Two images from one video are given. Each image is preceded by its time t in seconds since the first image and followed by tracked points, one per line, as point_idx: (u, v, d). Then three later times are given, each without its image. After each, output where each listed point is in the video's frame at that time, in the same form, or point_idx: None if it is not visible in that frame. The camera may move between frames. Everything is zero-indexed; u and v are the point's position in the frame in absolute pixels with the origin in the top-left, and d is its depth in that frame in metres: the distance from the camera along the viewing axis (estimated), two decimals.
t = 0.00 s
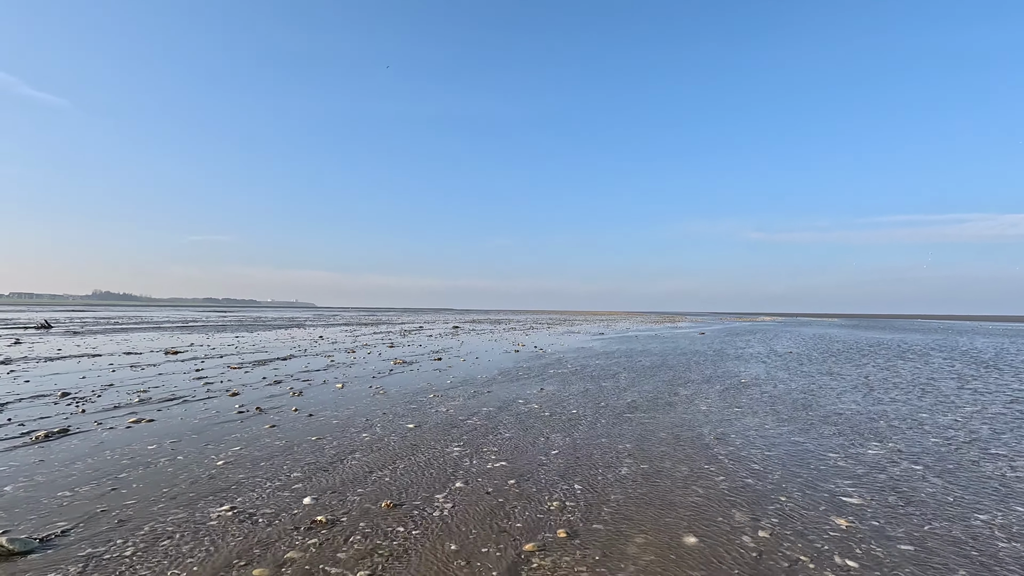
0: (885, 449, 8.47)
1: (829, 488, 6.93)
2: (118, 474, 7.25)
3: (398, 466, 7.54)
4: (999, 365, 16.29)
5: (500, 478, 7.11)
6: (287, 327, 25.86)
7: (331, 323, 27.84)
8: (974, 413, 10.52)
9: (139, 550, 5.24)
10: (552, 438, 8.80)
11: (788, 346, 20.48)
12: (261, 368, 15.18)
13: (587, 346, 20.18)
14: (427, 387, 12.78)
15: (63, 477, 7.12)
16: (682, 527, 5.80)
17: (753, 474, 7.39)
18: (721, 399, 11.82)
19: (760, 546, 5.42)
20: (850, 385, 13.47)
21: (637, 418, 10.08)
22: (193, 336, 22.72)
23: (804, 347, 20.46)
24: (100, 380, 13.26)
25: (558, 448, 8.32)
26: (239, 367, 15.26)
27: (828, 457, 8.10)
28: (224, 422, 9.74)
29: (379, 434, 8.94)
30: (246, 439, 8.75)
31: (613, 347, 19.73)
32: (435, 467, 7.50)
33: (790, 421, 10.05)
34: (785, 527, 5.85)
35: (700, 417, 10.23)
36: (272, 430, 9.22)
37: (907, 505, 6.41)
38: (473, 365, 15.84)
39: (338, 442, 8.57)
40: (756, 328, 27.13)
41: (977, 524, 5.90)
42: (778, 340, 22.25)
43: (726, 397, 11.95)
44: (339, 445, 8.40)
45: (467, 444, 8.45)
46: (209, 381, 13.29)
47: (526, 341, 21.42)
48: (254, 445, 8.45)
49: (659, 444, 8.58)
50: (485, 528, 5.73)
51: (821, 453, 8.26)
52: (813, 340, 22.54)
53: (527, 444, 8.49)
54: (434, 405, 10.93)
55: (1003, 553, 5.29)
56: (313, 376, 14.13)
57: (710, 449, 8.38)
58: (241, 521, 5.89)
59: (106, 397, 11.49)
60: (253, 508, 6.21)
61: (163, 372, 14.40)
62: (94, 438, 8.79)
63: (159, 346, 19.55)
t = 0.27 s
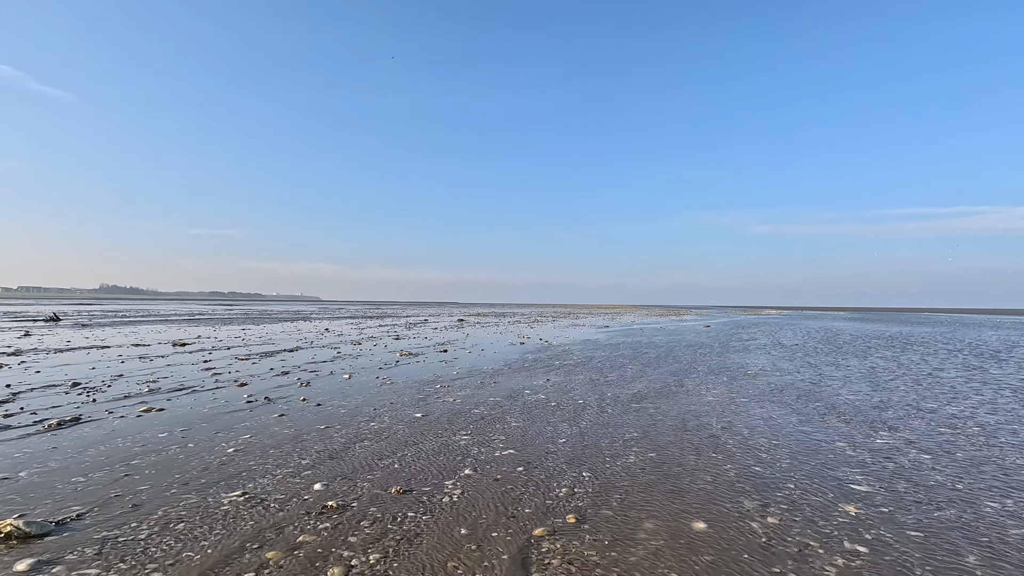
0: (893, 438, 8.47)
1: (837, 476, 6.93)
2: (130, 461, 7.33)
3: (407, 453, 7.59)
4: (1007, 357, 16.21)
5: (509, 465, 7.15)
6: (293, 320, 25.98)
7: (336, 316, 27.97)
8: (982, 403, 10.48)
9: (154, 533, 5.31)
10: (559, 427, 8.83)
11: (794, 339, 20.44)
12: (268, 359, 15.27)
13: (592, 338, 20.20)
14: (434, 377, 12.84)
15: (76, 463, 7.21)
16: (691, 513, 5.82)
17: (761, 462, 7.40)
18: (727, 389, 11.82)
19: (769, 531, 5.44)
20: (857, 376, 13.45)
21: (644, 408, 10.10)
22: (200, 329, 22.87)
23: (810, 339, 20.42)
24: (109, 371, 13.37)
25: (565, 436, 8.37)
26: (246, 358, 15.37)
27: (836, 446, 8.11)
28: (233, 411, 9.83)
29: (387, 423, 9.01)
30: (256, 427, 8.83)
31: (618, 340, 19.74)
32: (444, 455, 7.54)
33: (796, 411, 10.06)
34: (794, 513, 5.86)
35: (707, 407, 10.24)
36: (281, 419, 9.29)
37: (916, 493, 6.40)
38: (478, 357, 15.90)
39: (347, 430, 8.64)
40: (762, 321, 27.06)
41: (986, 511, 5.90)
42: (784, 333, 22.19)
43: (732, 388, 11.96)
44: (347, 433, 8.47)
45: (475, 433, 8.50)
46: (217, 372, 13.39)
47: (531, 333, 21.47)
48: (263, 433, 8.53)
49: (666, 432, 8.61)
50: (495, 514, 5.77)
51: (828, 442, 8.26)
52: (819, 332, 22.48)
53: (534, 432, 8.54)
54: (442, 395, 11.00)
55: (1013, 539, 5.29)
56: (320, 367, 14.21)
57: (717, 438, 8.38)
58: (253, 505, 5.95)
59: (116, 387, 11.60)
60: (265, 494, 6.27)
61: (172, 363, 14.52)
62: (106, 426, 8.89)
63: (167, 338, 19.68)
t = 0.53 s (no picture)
0: (899, 434, 8.42)
1: (842, 472, 6.90)
2: (137, 456, 7.39)
3: (412, 449, 7.62)
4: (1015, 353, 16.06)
5: (513, 461, 7.16)
6: (297, 315, 26.08)
7: (341, 310, 28.04)
8: (989, 399, 10.41)
9: (161, 528, 5.35)
10: (563, 422, 8.84)
11: (799, 334, 20.34)
12: (273, 354, 15.35)
13: (597, 333, 20.17)
14: (438, 373, 12.87)
15: (84, 458, 7.27)
16: (695, 509, 5.81)
17: (765, 458, 7.38)
18: (731, 385, 11.79)
19: (773, 528, 5.43)
20: (862, 371, 13.38)
21: (648, 404, 10.09)
22: (205, 324, 22.99)
23: (815, 334, 20.32)
24: (116, 366, 13.47)
25: (569, 432, 8.37)
26: (252, 354, 15.44)
27: (841, 442, 8.07)
28: (238, 407, 9.88)
29: (391, 418, 9.03)
30: (261, 422, 8.88)
31: (622, 335, 19.71)
32: (448, 450, 7.56)
33: (801, 407, 10.01)
34: (798, 509, 5.84)
35: (711, 403, 10.22)
36: (286, 414, 9.34)
37: (922, 489, 6.37)
38: (482, 352, 15.91)
39: (351, 426, 8.67)
40: (767, 316, 26.94)
41: (992, 508, 5.86)
42: (789, 328, 22.08)
43: (736, 384, 11.92)
44: (352, 429, 8.51)
45: (479, 428, 8.52)
46: (222, 367, 13.47)
47: (535, 328, 21.46)
48: (268, 428, 8.57)
49: (670, 428, 8.60)
50: (499, 510, 5.78)
51: (833, 438, 8.22)
52: (824, 327, 22.36)
53: (538, 428, 8.54)
54: (446, 390, 11.02)
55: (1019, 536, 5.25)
56: (324, 362, 14.26)
57: (721, 434, 8.37)
58: (258, 501, 5.99)
59: (123, 382, 11.69)
60: (270, 489, 6.31)
61: (177, 358, 14.61)
62: (113, 421, 8.96)
63: (173, 333, 19.81)
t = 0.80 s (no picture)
0: (906, 430, 8.38)
1: (849, 468, 6.89)
2: (147, 450, 7.46)
3: (418, 444, 7.65)
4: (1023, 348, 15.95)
5: (520, 456, 7.19)
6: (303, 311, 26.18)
7: (345, 306, 28.14)
8: (997, 395, 10.36)
9: (172, 521, 5.41)
10: (569, 418, 8.86)
11: (805, 330, 20.29)
12: (279, 350, 15.42)
13: (601, 329, 20.16)
14: (443, 368, 12.91)
15: (94, 452, 7.35)
16: (702, 505, 5.82)
17: (771, 454, 7.37)
18: (736, 381, 11.78)
19: (780, 523, 5.43)
20: (869, 367, 13.34)
21: (653, 399, 10.11)
22: (211, 319, 23.11)
23: (820, 330, 20.26)
24: (124, 361, 13.57)
25: (575, 428, 8.37)
26: (258, 349, 15.52)
27: (848, 438, 8.03)
28: (246, 402, 9.94)
29: (398, 414, 9.07)
30: (268, 418, 8.92)
31: (627, 331, 19.70)
32: (455, 445, 7.60)
33: (808, 403, 9.98)
34: (805, 505, 5.84)
35: (717, 399, 10.22)
36: (294, 409, 9.39)
37: (930, 485, 6.35)
38: (487, 348, 15.94)
39: (358, 421, 8.72)
40: (772, 312, 26.87)
41: (1000, 504, 5.83)
42: (794, 324, 22.01)
43: (741, 380, 11.91)
44: (359, 424, 8.55)
45: (485, 424, 8.56)
46: (229, 363, 13.55)
47: (539, 324, 21.47)
48: (276, 423, 8.62)
49: (676, 424, 8.58)
50: (506, 504, 5.81)
51: (839, 434, 8.20)
52: (830, 324, 22.27)
53: (544, 424, 8.55)
54: (452, 386, 11.07)
55: None
56: (330, 358, 14.32)
57: (727, 430, 8.37)
58: (268, 495, 6.04)
59: (131, 378, 11.79)
60: (279, 483, 6.37)
61: (184, 354, 14.71)
62: (122, 416, 9.04)
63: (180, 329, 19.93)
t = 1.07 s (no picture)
0: (914, 427, 8.34)
1: (857, 465, 6.86)
2: (157, 446, 7.52)
3: (426, 440, 7.69)
4: None
5: (527, 453, 7.21)
6: (308, 308, 26.30)
7: (350, 303, 28.21)
8: (1007, 392, 10.28)
9: (183, 516, 5.46)
10: (575, 414, 8.86)
11: (811, 326, 20.23)
12: (285, 347, 15.49)
13: (606, 326, 20.15)
14: (449, 365, 12.95)
15: (105, 448, 7.42)
16: (710, 502, 5.82)
17: (779, 450, 7.36)
18: (743, 378, 11.77)
19: (789, 520, 5.42)
20: (876, 364, 13.29)
21: (660, 396, 10.09)
22: (218, 316, 23.24)
23: (827, 327, 20.19)
24: (132, 358, 13.67)
25: (582, 424, 8.38)
26: (264, 346, 15.60)
27: (856, 435, 8.01)
28: (254, 398, 10.00)
29: (405, 410, 9.11)
30: (277, 414, 8.98)
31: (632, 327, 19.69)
32: (462, 442, 7.63)
33: (815, 400, 9.96)
34: (814, 502, 5.83)
35: (723, 395, 10.20)
36: (301, 406, 9.44)
37: (939, 482, 6.32)
38: (493, 344, 15.97)
39: (365, 417, 8.76)
40: (778, 308, 26.77)
41: (1011, 501, 5.80)
42: (800, 321, 21.91)
43: (748, 376, 11.89)
44: (366, 420, 8.59)
45: (492, 420, 8.57)
46: (236, 359, 13.63)
47: (544, 321, 21.49)
48: (284, 419, 8.68)
49: (683, 421, 8.59)
50: (514, 501, 5.82)
51: (847, 431, 8.18)
52: (836, 320, 22.20)
53: (551, 420, 8.57)
54: (458, 382, 11.09)
55: None
56: (336, 354, 14.38)
57: (734, 427, 8.36)
58: (277, 491, 6.08)
59: (140, 374, 11.88)
60: (288, 479, 6.41)
61: (192, 350, 14.80)
62: (132, 412, 9.12)
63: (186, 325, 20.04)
